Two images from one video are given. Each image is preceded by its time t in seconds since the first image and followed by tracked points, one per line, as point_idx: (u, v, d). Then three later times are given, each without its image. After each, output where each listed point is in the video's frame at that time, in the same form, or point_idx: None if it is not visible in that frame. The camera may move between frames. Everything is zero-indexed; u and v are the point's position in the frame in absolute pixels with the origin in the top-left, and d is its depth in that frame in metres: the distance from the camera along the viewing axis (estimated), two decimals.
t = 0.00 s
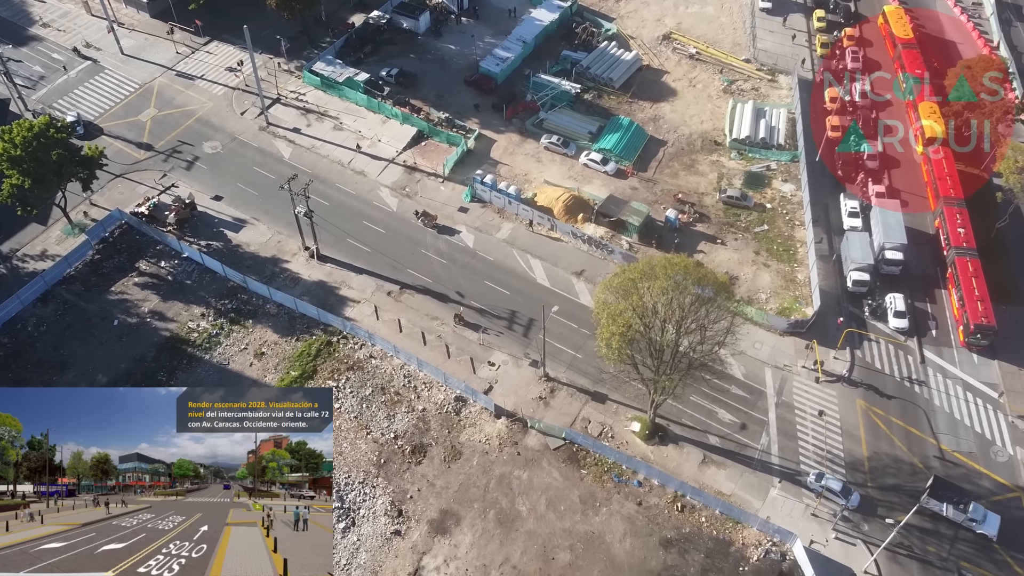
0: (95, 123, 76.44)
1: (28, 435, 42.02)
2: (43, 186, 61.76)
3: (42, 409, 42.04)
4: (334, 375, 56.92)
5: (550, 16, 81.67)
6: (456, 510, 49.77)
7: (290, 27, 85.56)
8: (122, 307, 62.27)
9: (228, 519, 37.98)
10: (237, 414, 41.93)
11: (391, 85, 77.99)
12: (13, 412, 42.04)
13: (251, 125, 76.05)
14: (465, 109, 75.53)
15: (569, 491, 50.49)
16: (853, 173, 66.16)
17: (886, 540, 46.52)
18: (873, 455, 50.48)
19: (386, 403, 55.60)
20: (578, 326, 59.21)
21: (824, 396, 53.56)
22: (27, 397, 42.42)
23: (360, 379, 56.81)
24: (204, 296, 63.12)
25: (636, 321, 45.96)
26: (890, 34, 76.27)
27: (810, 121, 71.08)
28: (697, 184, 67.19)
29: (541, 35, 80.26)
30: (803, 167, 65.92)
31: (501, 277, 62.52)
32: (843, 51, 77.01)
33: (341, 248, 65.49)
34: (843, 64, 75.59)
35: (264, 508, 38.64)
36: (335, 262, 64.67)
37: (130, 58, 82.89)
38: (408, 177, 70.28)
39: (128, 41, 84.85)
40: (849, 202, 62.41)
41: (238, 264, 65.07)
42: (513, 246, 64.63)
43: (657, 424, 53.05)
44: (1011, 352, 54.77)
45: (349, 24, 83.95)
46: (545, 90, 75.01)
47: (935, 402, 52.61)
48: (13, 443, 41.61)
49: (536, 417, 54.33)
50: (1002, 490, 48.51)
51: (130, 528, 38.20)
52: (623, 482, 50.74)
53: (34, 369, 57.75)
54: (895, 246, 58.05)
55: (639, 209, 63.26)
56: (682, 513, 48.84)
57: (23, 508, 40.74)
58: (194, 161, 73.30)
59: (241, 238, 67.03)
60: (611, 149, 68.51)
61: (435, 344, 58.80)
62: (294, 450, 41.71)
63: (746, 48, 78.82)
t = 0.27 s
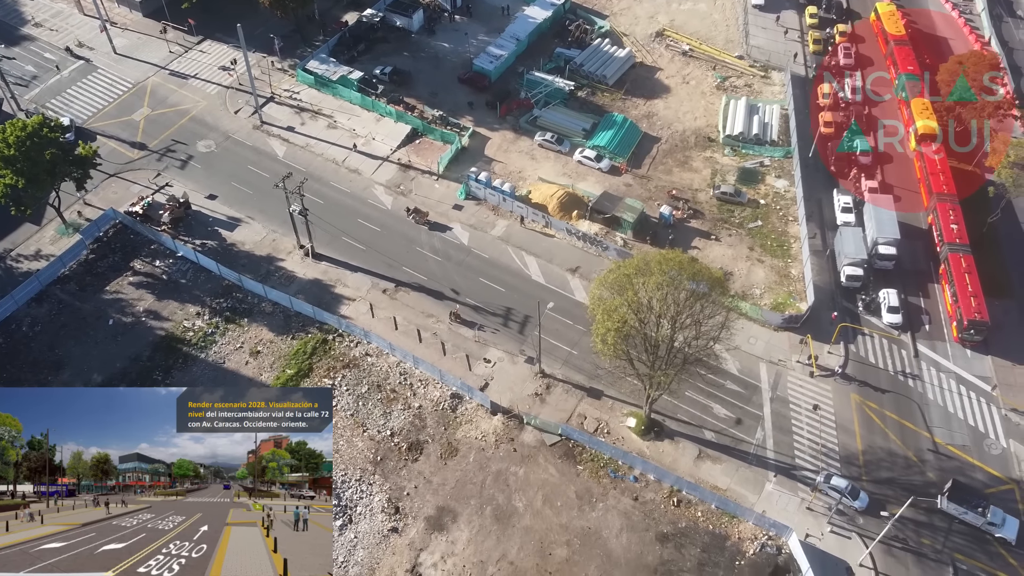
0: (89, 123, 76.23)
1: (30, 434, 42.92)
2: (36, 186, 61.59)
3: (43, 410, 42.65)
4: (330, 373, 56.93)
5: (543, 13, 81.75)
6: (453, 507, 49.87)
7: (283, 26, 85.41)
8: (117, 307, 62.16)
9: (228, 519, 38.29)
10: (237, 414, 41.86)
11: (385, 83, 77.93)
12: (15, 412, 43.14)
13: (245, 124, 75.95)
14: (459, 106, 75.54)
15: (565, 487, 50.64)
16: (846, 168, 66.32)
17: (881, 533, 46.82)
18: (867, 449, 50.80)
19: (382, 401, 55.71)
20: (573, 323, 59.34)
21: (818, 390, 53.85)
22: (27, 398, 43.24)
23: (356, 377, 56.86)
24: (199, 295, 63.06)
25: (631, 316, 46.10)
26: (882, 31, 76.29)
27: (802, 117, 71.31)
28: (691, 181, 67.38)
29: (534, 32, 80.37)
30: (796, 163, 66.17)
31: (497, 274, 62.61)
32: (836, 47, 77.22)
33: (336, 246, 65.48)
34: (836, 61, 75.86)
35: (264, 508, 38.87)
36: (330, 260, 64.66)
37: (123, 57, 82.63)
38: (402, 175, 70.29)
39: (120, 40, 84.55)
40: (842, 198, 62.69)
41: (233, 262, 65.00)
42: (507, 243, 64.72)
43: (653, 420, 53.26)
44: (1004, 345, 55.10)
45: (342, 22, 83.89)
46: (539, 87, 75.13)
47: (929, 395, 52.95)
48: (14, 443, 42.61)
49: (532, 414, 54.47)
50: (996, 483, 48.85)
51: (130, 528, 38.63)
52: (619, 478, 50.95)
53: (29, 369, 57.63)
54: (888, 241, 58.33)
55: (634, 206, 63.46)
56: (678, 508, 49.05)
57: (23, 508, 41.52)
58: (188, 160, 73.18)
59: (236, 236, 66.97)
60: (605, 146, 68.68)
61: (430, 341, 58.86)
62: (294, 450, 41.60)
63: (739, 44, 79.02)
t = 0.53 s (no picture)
0: (51, 139, 74.61)
1: (30, 434, 43.58)
2: None
3: (44, 412, 43.43)
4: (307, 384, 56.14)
5: (510, 14, 81.51)
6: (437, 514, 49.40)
7: (247, 34, 84.28)
8: (87, 325, 60.86)
9: (228, 519, 38.81)
10: (237, 414, 42.88)
11: (352, 89, 77.20)
12: (14, 413, 43.86)
13: (212, 135, 74.81)
14: (428, 110, 75.04)
15: (549, 488, 50.40)
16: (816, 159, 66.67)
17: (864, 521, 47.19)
18: (847, 438, 51.22)
19: (362, 409, 55.11)
20: (551, 323, 59.13)
21: (797, 381, 54.17)
22: (27, 400, 43.98)
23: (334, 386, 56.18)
24: (171, 309, 61.93)
25: (609, 316, 45.91)
26: (846, 24, 76.25)
27: (770, 110, 71.82)
28: (663, 177, 67.54)
29: (501, 34, 80.11)
30: (766, 156, 66.58)
31: (472, 278, 62.22)
32: (800, 40, 77.78)
33: (309, 255, 64.66)
34: (801, 53, 76.42)
35: (264, 507, 39.29)
36: (303, 269, 63.85)
37: (85, 70, 81.02)
38: (373, 181, 69.64)
39: (81, 53, 82.88)
40: (812, 189, 63.18)
41: (204, 275, 63.94)
42: (482, 246, 64.38)
43: (634, 418, 53.22)
44: (976, 329, 55.81)
45: (307, 28, 82.96)
46: (508, 89, 74.93)
47: (905, 383, 53.51)
48: (14, 443, 43.23)
49: (513, 417, 54.16)
50: (973, 466, 49.51)
51: (130, 527, 39.20)
52: (602, 477, 50.82)
53: None
54: (859, 231, 58.68)
55: (607, 204, 63.45)
56: (663, 505, 49.03)
57: (23, 508, 41.80)
58: (155, 173, 71.91)
59: (207, 249, 65.89)
60: (576, 145, 68.63)
61: (408, 347, 58.32)
62: (294, 450, 42.34)
63: (705, 40, 79.35)
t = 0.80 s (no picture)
0: (43, 145, 74.13)
1: (29, 436, 46.38)
2: None
3: (45, 412, 46.62)
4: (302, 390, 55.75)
5: (503, 16, 81.22)
6: (434, 520, 49.11)
7: (240, 38, 83.84)
8: (80, 332, 60.41)
9: (228, 519, 40.98)
10: (237, 415, 46.62)
11: (345, 92, 76.85)
12: (14, 413, 47.07)
13: (204, 139, 74.40)
14: (421, 113, 74.74)
15: (546, 494, 50.16)
16: (811, 160, 66.42)
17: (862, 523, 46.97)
18: (844, 441, 51.10)
19: (357, 415, 54.81)
20: (547, 328, 58.88)
21: (793, 384, 54.04)
22: (28, 401, 47.23)
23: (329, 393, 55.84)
24: (165, 316, 61.51)
25: (605, 320, 45.67)
26: (840, 26, 76.17)
27: (765, 111, 71.72)
28: (658, 179, 67.34)
29: (494, 36, 79.79)
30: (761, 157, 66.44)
31: (468, 282, 61.96)
32: (794, 41, 77.62)
33: (303, 260, 64.34)
34: (795, 54, 76.30)
35: (264, 508, 41.60)
36: (297, 275, 63.48)
37: (76, 75, 80.54)
38: (367, 185, 69.33)
39: (72, 59, 82.38)
40: (807, 190, 63.04)
41: (198, 282, 63.54)
42: (477, 250, 64.11)
43: (631, 422, 52.99)
44: (972, 329, 55.79)
45: (299, 32, 82.57)
46: (502, 91, 74.61)
47: (902, 384, 53.44)
48: (14, 443, 46.01)
49: (510, 422, 53.90)
50: (971, 468, 49.45)
51: (130, 527, 41.41)
52: (599, 482, 50.56)
53: None
54: (855, 231, 58.71)
55: (602, 207, 63.21)
56: (660, 510, 48.83)
57: (23, 508, 44.48)
58: (148, 179, 71.46)
59: (200, 255, 65.47)
60: (570, 148, 68.43)
61: (403, 352, 58.01)
62: (293, 450, 45.34)
63: (698, 41, 79.17)
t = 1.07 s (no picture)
0: (34, 152, 73.57)
1: (29, 434, 45.15)
2: None
3: (45, 411, 45.17)
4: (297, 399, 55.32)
5: (496, 19, 80.94)
6: (430, 529, 48.77)
7: (232, 43, 83.38)
8: (73, 341, 59.92)
9: (228, 519, 39.93)
10: (237, 414, 44.79)
11: (338, 97, 76.47)
12: (15, 413, 45.50)
13: (197, 145, 73.94)
14: (415, 118, 74.38)
15: (543, 501, 49.84)
16: (806, 162, 66.24)
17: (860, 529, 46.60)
18: (842, 445, 50.92)
19: (353, 423, 54.45)
20: (542, 333, 58.57)
21: (790, 388, 53.84)
22: (27, 401, 45.65)
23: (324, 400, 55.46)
24: (158, 324, 61.04)
25: (601, 327, 45.43)
26: (835, 29, 75.82)
27: (759, 113, 71.57)
28: (653, 182, 67.10)
29: (487, 39, 79.44)
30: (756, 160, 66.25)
31: (463, 287, 61.62)
32: (788, 42, 77.46)
33: (297, 267, 63.91)
34: (789, 55, 76.11)
35: (264, 508, 40.43)
36: (291, 281, 63.07)
37: (67, 82, 79.98)
38: (361, 190, 68.95)
39: (63, 64, 81.81)
40: (803, 192, 62.87)
41: (191, 289, 63.09)
42: (472, 255, 63.78)
43: (628, 428, 52.72)
44: (968, 330, 55.66)
45: (291, 36, 82.17)
46: (495, 95, 74.27)
47: (900, 387, 53.30)
48: (14, 443, 44.74)
49: (506, 428, 53.58)
50: (969, 471, 49.31)
51: (130, 528, 40.22)
52: (597, 489, 50.26)
53: None
54: (851, 234, 58.52)
55: (597, 211, 62.91)
56: (658, 516, 48.55)
57: (23, 508, 43.03)
58: (140, 186, 70.95)
59: (193, 262, 65.02)
60: (564, 151, 68.18)
61: (398, 359, 57.64)
62: (294, 450, 43.75)
63: (692, 42, 78.96)
